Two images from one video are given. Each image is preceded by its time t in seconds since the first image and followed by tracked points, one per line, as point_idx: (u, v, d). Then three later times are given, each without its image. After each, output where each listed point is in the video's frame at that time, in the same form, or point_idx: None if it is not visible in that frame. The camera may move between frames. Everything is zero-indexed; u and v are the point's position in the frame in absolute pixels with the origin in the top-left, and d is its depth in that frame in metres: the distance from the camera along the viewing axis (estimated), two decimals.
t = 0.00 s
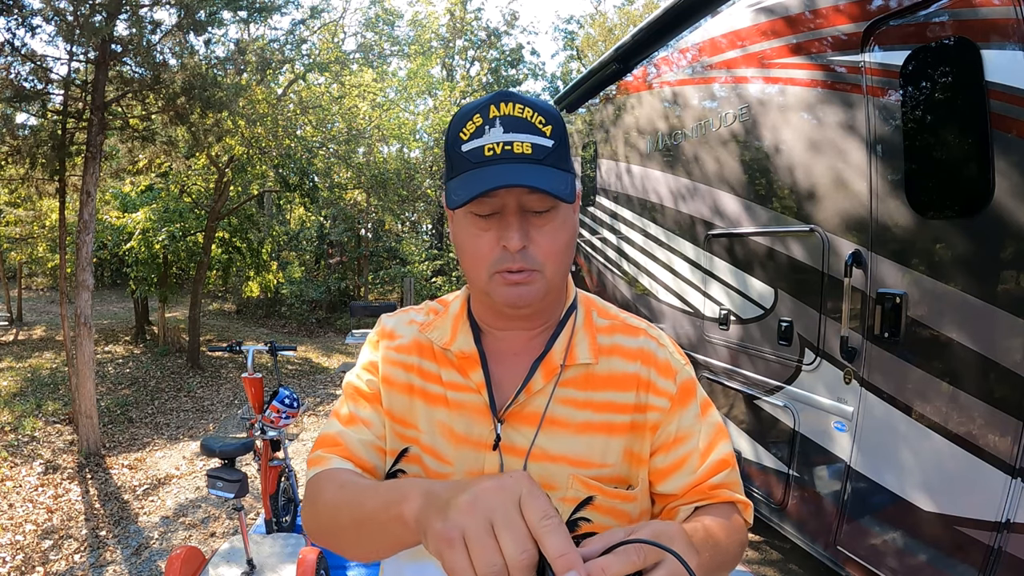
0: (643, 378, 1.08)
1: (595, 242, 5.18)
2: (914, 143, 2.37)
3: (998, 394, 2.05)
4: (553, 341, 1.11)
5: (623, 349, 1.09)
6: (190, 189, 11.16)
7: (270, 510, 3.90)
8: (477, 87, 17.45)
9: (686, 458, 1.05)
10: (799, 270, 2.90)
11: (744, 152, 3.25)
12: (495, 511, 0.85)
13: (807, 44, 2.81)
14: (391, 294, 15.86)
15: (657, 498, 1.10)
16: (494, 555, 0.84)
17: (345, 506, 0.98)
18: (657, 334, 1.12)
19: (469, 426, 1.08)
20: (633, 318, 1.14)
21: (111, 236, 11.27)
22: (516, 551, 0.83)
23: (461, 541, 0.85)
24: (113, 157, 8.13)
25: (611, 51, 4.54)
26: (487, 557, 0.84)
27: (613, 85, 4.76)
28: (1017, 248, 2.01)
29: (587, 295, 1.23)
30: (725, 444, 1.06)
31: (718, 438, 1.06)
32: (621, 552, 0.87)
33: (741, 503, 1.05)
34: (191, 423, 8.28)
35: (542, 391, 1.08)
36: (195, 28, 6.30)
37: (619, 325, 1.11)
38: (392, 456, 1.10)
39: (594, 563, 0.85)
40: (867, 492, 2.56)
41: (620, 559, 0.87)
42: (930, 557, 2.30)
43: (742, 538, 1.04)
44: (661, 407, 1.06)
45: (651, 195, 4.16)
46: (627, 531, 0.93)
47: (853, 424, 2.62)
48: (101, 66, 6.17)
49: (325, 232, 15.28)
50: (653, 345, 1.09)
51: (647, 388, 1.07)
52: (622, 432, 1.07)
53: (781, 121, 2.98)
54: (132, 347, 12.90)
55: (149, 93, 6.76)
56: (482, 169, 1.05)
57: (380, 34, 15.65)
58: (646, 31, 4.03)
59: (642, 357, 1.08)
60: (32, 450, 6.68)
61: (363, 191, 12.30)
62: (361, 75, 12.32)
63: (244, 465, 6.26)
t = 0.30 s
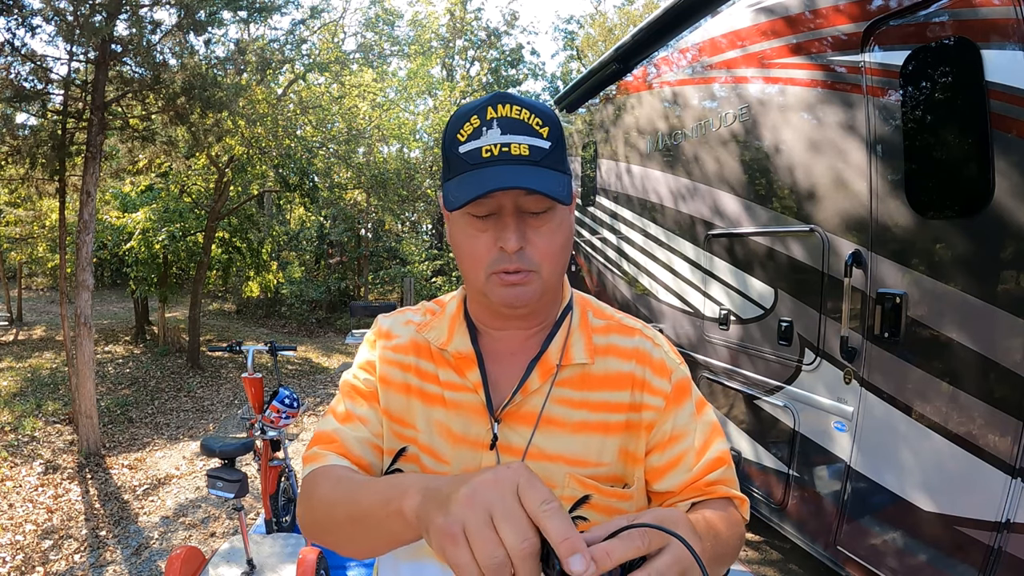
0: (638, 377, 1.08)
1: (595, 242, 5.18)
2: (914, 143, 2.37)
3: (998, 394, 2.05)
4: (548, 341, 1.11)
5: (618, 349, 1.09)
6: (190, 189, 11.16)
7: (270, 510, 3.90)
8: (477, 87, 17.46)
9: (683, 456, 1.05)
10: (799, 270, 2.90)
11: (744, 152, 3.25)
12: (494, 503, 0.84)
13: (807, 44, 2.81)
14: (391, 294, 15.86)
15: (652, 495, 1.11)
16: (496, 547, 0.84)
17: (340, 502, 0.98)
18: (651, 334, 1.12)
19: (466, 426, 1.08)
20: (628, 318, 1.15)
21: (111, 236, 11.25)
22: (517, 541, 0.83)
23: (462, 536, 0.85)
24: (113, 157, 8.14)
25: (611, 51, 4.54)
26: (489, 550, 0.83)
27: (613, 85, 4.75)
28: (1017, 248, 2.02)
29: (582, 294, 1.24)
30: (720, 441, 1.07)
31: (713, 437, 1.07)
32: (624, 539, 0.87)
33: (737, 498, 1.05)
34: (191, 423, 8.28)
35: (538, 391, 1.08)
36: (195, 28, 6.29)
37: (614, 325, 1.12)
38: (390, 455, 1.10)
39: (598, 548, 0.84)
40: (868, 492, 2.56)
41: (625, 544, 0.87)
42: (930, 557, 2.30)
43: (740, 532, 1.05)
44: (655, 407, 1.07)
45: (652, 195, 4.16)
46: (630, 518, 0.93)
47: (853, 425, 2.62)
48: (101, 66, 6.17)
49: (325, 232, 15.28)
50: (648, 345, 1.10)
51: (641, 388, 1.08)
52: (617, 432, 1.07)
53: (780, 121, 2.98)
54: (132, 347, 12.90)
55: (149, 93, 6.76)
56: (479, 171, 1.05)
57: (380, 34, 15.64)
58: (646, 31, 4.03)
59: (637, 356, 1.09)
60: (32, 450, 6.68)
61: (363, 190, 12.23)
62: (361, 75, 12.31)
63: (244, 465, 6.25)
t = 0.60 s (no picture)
0: (629, 367, 1.18)
1: (595, 242, 5.18)
2: (914, 143, 2.37)
3: (998, 394, 2.05)
4: (541, 337, 1.21)
5: (608, 342, 1.19)
6: (190, 189, 11.17)
7: (270, 510, 3.90)
8: (477, 87, 17.47)
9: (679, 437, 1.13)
10: (799, 270, 2.90)
11: (744, 152, 3.25)
12: (413, 498, 0.85)
13: (807, 44, 2.81)
14: (391, 294, 15.87)
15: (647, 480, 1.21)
16: (420, 541, 0.84)
17: (324, 512, 1.01)
18: (640, 325, 1.22)
19: (462, 424, 1.18)
20: (616, 312, 1.25)
21: (111, 236, 11.24)
22: (436, 530, 0.83)
23: (390, 534, 0.86)
24: (113, 157, 8.14)
25: (611, 51, 4.54)
26: (414, 545, 0.84)
27: (612, 85, 4.76)
28: (1017, 248, 2.02)
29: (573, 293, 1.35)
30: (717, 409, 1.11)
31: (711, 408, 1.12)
32: (689, 491, 0.89)
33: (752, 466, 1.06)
34: (191, 423, 8.28)
35: (532, 386, 1.18)
36: (195, 28, 6.29)
37: (603, 319, 1.22)
38: (380, 458, 1.18)
39: (663, 498, 0.87)
40: (868, 492, 2.56)
41: (688, 497, 0.89)
42: (930, 557, 2.30)
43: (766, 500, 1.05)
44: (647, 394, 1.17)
45: (651, 195, 4.17)
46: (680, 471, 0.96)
47: (853, 424, 2.62)
48: (101, 66, 6.17)
49: (325, 232, 15.28)
50: (637, 336, 1.20)
51: (632, 377, 1.18)
52: (610, 421, 1.17)
53: (781, 121, 2.98)
54: (132, 347, 12.90)
55: (149, 93, 6.76)
56: (471, 164, 1.17)
57: (380, 34, 15.64)
58: (646, 31, 4.03)
59: (627, 347, 1.19)
60: (32, 450, 6.68)
61: (363, 191, 12.29)
62: (361, 75, 12.29)
63: (244, 465, 6.26)
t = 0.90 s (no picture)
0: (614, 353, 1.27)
1: (595, 242, 5.18)
2: (914, 143, 2.37)
3: (998, 394, 2.05)
4: (528, 332, 1.30)
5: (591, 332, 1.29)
6: (190, 189, 11.17)
7: (270, 510, 3.89)
8: (477, 87, 17.45)
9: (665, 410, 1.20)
10: (799, 270, 2.90)
11: (744, 152, 3.25)
12: None
13: (807, 44, 2.81)
14: (391, 294, 15.87)
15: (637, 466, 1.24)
16: None
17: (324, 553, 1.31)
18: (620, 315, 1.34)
19: (451, 419, 1.24)
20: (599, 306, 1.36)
21: (110, 236, 11.22)
22: None
23: None
24: (113, 157, 8.13)
25: (611, 51, 4.54)
26: None
27: (612, 85, 4.76)
28: (1017, 248, 2.02)
29: (560, 293, 1.45)
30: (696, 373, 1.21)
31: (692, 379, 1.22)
32: (707, 308, 0.87)
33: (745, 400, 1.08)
34: (191, 423, 8.28)
35: (519, 378, 1.25)
36: (195, 28, 6.29)
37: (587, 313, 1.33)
38: (370, 459, 1.26)
39: (673, 314, 0.86)
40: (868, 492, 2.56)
41: (707, 312, 0.87)
42: (930, 557, 2.30)
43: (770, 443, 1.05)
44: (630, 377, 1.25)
45: (651, 195, 4.17)
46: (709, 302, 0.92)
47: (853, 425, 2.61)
48: (101, 66, 6.17)
49: (325, 232, 15.28)
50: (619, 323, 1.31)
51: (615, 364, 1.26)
52: (595, 406, 1.22)
53: (780, 121, 2.98)
54: (132, 347, 12.89)
55: (149, 93, 6.76)
56: (467, 160, 1.28)
57: (380, 34, 15.63)
58: (646, 31, 4.03)
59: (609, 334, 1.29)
60: (32, 450, 6.68)
61: (363, 191, 12.30)
62: (361, 75, 12.27)
63: (244, 465, 6.25)
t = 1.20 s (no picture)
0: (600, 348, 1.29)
1: (595, 243, 5.19)
2: (914, 143, 2.37)
3: (998, 394, 2.05)
4: (518, 331, 1.31)
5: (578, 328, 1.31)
6: (190, 189, 11.18)
7: (270, 510, 3.89)
8: (477, 87, 17.46)
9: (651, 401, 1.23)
10: (799, 270, 2.90)
11: (744, 152, 3.25)
12: None
13: (807, 44, 2.81)
14: (391, 294, 15.89)
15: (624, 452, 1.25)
16: None
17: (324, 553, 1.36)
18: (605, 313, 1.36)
19: (445, 415, 1.25)
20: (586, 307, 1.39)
21: (110, 236, 11.19)
22: None
23: None
24: (113, 157, 8.13)
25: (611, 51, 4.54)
26: None
27: (612, 84, 4.76)
28: (1017, 248, 2.02)
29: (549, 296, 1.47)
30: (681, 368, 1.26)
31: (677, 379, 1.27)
32: (638, 264, 0.89)
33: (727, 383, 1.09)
34: (191, 423, 8.28)
35: (509, 374, 1.26)
36: (195, 28, 6.29)
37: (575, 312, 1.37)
38: (366, 460, 1.27)
39: (607, 270, 0.89)
40: (868, 492, 2.56)
41: (639, 268, 0.89)
42: (930, 557, 2.30)
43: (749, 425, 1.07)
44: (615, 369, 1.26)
45: (651, 195, 4.17)
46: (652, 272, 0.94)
47: (853, 425, 2.62)
48: (101, 66, 6.17)
49: (325, 232, 15.28)
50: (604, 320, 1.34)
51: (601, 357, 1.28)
52: (583, 397, 1.23)
53: (780, 121, 2.98)
54: (132, 347, 12.89)
55: (149, 93, 6.76)
56: (465, 175, 1.26)
57: (380, 34, 15.64)
58: (645, 31, 4.03)
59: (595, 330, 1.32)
60: (32, 450, 6.67)
61: (363, 191, 12.31)
62: (361, 75, 12.28)
63: (244, 465, 6.26)
